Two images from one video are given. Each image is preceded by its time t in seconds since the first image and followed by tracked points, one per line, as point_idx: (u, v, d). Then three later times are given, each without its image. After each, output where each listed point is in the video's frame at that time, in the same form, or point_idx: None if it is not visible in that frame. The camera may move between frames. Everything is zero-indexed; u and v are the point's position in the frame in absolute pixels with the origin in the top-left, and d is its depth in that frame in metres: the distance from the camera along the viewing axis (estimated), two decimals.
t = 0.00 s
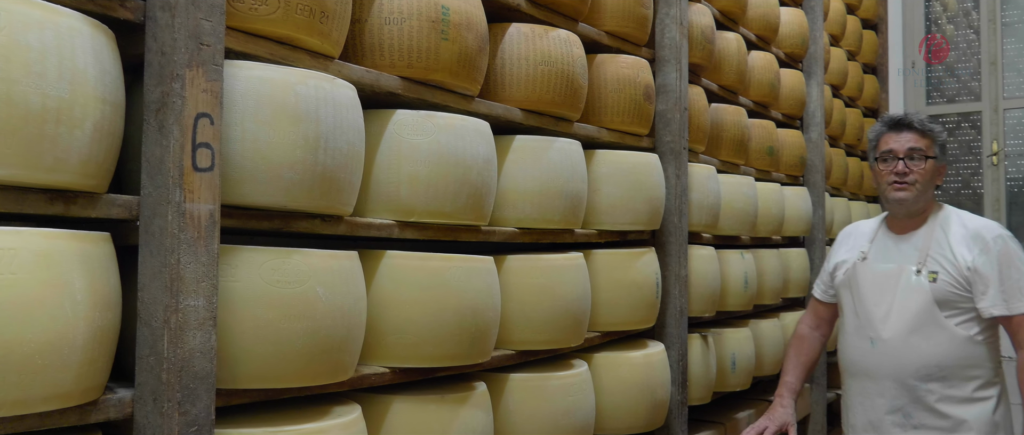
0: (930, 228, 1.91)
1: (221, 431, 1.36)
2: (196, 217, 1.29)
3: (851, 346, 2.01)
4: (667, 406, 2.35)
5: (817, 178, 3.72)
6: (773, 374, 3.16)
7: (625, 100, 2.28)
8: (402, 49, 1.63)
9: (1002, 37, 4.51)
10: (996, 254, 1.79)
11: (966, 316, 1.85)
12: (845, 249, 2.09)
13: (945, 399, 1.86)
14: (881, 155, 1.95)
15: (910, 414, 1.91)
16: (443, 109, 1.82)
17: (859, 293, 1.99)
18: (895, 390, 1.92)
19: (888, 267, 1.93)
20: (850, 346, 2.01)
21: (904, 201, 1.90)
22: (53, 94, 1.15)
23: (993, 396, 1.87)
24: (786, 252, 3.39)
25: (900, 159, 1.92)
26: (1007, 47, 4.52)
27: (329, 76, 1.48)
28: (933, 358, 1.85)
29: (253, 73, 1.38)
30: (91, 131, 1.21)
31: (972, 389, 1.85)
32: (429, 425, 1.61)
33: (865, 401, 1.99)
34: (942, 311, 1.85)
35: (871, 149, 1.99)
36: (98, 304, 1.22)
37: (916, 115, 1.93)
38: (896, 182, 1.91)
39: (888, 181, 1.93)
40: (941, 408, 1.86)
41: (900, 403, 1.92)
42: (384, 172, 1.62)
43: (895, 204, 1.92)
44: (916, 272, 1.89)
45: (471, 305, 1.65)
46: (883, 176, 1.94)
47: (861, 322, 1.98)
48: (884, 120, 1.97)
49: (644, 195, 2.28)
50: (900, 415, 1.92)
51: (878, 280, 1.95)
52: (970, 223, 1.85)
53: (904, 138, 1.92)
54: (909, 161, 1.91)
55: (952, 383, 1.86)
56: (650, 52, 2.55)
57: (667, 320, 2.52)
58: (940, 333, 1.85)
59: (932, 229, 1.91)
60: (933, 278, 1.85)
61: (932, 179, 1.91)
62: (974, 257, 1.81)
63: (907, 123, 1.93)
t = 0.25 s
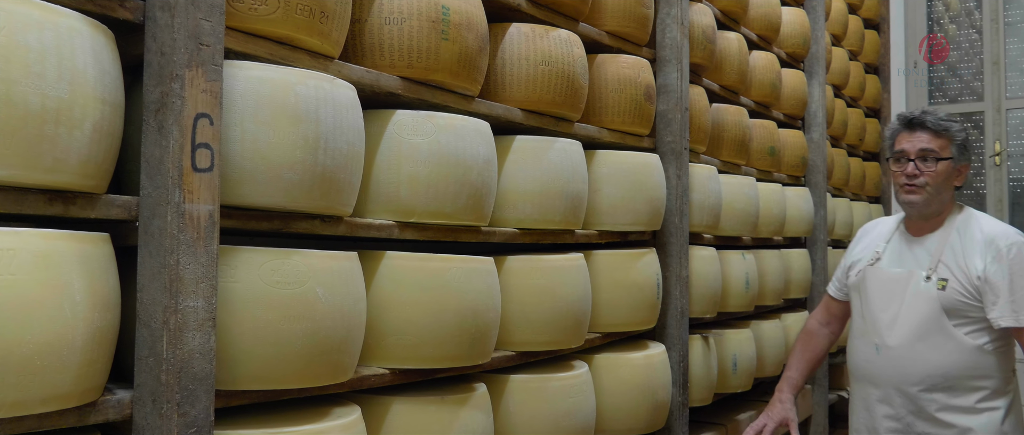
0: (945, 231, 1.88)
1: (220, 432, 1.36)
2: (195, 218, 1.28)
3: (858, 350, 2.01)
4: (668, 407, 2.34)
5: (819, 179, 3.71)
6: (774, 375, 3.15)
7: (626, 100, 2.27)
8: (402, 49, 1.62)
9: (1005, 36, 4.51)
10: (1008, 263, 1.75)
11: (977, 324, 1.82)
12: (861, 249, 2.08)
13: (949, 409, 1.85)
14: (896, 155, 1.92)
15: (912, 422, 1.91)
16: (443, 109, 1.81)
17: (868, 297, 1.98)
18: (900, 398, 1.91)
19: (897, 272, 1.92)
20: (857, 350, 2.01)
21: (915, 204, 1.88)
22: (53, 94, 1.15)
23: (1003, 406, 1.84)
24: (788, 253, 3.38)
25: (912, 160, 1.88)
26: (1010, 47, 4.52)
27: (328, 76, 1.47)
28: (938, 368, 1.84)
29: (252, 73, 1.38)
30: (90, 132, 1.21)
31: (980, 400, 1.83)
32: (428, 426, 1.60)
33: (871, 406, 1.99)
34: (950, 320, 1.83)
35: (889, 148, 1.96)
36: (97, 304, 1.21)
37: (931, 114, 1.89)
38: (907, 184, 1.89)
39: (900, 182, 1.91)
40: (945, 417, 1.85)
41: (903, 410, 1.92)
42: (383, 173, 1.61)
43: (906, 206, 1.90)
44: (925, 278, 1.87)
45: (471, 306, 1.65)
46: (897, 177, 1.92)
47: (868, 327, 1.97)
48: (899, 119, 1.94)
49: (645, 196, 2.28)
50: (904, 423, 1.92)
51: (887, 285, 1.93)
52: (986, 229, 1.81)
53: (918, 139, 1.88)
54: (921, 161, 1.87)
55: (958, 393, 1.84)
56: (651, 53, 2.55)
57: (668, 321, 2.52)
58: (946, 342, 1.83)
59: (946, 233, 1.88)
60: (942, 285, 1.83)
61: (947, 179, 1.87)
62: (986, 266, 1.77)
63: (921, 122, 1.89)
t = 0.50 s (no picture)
0: (957, 232, 1.87)
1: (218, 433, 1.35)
2: (193, 218, 1.28)
3: (865, 352, 1.99)
4: (667, 408, 2.34)
5: (819, 179, 3.71)
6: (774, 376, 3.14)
7: (625, 100, 2.27)
8: (401, 49, 1.62)
9: (1005, 36, 4.52)
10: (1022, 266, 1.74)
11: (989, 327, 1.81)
12: (870, 249, 2.06)
13: (959, 412, 1.84)
14: (907, 154, 1.93)
15: (919, 426, 1.90)
16: (442, 109, 1.81)
17: (879, 298, 1.96)
18: (909, 401, 1.90)
19: (909, 274, 1.90)
20: (866, 352, 1.99)
21: (925, 203, 1.87)
22: (50, 94, 1.14)
23: (1011, 410, 1.84)
24: (788, 253, 3.38)
25: (923, 159, 1.89)
26: (1011, 46, 4.52)
27: (327, 75, 1.46)
28: (949, 372, 1.82)
29: (250, 72, 1.37)
30: (88, 132, 1.20)
31: (987, 404, 1.83)
32: (427, 427, 1.60)
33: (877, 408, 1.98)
34: (963, 323, 1.81)
35: (901, 147, 1.97)
36: (95, 305, 1.21)
37: (943, 113, 1.89)
38: (917, 184, 1.89)
39: (910, 181, 1.91)
40: (953, 422, 1.85)
41: (911, 413, 1.91)
42: (382, 173, 1.61)
43: (916, 206, 1.89)
44: (937, 280, 1.84)
45: (471, 306, 1.64)
46: (908, 176, 1.92)
47: (879, 328, 1.95)
48: (910, 118, 1.95)
49: (645, 196, 2.27)
50: (912, 426, 1.91)
51: (899, 287, 1.91)
52: (1000, 231, 1.79)
53: (929, 137, 1.90)
54: (932, 161, 1.88)
55: (967, 397, 1.83)
56: (650, 52, 2.54)
57: (667, 322, 2.51)
58: (958, 347, 1.81)
59: (958, 234, 1.86)
60: (955, 288, 1.81)
61: (958, 180, 1.87)
62: (999, 269, 1.75)
63: (932, 121, 1.90)
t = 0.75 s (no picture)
0: (957, 230, 1.82)
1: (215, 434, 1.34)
2: (189, 218, 1.27)
3: (868, 352, 1.90)
4: (666, 408, 2.33)
5: (818, 178, 3.70)
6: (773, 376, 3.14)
7: (624, 99, 2.26)
8: (398, 47, 1.61)
9: (1005, 34, 4.52)
10: None
11: (992, 325, 1.77)
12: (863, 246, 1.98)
13: (965, 412, 1.79)
14: (904, 150, 1.88)
15: (926, 426, 1.83)
16: (440, 108, 1.80)
17: (881, 297, 1.87)
18: (915, 402, 1.83)
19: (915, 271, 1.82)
20: (867, 352, 1.91)
21: (922, 200, 1.81)
22: (46, 93, 1.14)
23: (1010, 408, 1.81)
24: (787, 252, 3.37)
25: (920, 155, 1.84)
26: (1011, 45, 4.53)
27: (324, 74, 1.46)
28: (959, 371, 1.76)
29: (247, 71, 1.37)
30: (84, 131, 1.19)
31: (991, 402, 1.79)
32: (425, 427, 1.59)
33: (878, 410, 1.90)
34: (970, 322, 1.76)
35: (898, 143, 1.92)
36: (91, 305, 1.20)
37: (942, 109, 1.85)
38: (914, 179, 1.84)
39: (906, 177, 1.86)
40: (958, 420, 1.79)
41: (918, 414, 1.83)
42: (379, 172, 1.60)
43: (912, 203, 1.84)
44: (944, 278, 1.78)
45: (468, 306, 1.63)
46: (904, 172, 1.87)
47: (882, 328, 1.87)
48: (908, 114, 1.90)
49: (643, 195, 2.27)
50: (917, 427, 1.84)
51: (903, 285, 1.83)
52: (1001, 227, 1.76)
53: (928, 133, 1.84)
54: (929, 157, 1.83)
55: (973, 396, 1.78)
56: (649, 51, 2.54)
57: (666, 321, 2.51)
58: (968, 345, 1.76)
59: (959, 232, 1.81)
60: (963, 286, 1.75)
61: (955, 177, 1.82)
62: (1005, 266, 1.72)
63: (931, 117, 1.85)
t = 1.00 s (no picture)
0: (944, 228, 1.77)
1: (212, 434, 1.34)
2: (186, 217, 1.26)
3: (862, 351, 1.83)
4: (665, 407, 2.33)
5: (818, 177, 3.70)
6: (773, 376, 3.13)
7: (623, 98, 2.26)
8: (396, 46, 1.61)
9: (1005, 33, 4.50)
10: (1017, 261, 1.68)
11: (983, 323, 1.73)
12: (848, 244, 1.91)
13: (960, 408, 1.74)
14: (891, 149, 1.84)
15: (925, 424, 1.76)
16: (438, 106, 1.80)
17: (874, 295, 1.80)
18: (912, 400, 1.76)
19: (908, 268, 1.76)
20: (859, 350, 1.83)
21: (908, 198, 1.77)
22: (42, 92, 1.13)
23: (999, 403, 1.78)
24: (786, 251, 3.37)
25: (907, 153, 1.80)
26: (1011, 43, 4.51)
27: (322, 73, 1.45)
28: (955, 367, 1.71)
29: (245, 70, 1.36)
30: (80, 130, 1.19)
31: (984, 397, 1.75)
32: (424, 427, 1.58)
33: (872, 409, 1.83)
34: (964, 319, 1.71)
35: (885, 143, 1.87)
36: (87, 305, 1.19)
37: (931, 109, 1.81)
38: (901, 177, 1.79)
39: (893, 176, 1.81)
40: (956, 416, 1.74)
41: (915, 412, 1.77)
42: (377, 171, 1.59)
43: (898, 202, 1.79)
44: (937, 275, 1.73)
45: (467, 306, 1.63)
46: (891, 171, 1.82)
47: (876, 326, 1.80)
48: (897, 114, 1.86)
49: (642, 194, 2.26)
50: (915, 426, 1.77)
51: (897, 282, 1.77)
52: (988, 224, 1.73)
53: (916, 132, 1.80)
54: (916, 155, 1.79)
55: (968, 392, 1.74)
56: (648, 49, 2.54)
57: (665, 321, 2.50)
58: (963, 341, 1.71)
59: (947, 231, 1.76)
60: (956, 283, 1.71)
61: (942, 177, 1.78)
62: (997, 263, 1.68)
63: (920, 117, 1.81)
